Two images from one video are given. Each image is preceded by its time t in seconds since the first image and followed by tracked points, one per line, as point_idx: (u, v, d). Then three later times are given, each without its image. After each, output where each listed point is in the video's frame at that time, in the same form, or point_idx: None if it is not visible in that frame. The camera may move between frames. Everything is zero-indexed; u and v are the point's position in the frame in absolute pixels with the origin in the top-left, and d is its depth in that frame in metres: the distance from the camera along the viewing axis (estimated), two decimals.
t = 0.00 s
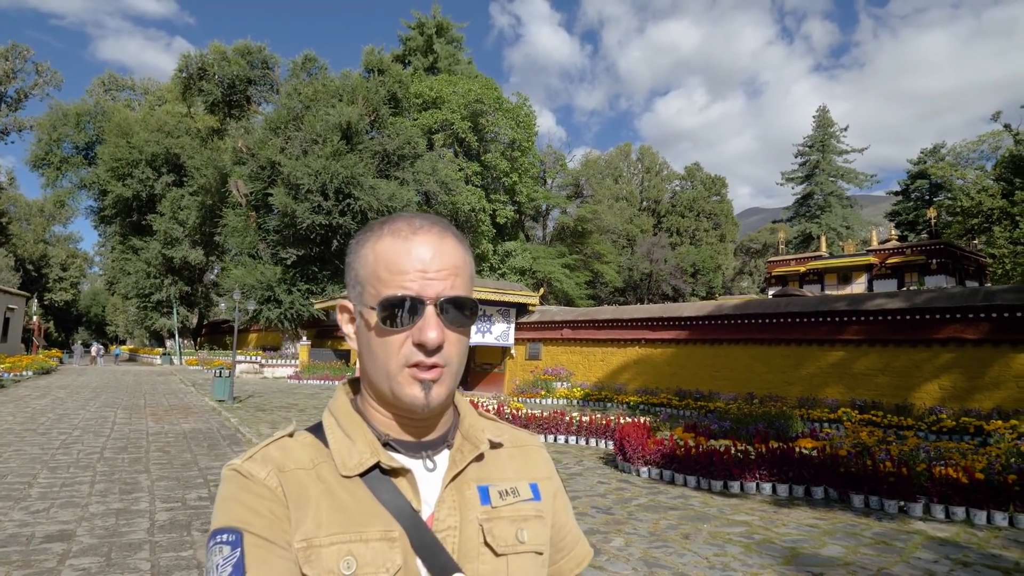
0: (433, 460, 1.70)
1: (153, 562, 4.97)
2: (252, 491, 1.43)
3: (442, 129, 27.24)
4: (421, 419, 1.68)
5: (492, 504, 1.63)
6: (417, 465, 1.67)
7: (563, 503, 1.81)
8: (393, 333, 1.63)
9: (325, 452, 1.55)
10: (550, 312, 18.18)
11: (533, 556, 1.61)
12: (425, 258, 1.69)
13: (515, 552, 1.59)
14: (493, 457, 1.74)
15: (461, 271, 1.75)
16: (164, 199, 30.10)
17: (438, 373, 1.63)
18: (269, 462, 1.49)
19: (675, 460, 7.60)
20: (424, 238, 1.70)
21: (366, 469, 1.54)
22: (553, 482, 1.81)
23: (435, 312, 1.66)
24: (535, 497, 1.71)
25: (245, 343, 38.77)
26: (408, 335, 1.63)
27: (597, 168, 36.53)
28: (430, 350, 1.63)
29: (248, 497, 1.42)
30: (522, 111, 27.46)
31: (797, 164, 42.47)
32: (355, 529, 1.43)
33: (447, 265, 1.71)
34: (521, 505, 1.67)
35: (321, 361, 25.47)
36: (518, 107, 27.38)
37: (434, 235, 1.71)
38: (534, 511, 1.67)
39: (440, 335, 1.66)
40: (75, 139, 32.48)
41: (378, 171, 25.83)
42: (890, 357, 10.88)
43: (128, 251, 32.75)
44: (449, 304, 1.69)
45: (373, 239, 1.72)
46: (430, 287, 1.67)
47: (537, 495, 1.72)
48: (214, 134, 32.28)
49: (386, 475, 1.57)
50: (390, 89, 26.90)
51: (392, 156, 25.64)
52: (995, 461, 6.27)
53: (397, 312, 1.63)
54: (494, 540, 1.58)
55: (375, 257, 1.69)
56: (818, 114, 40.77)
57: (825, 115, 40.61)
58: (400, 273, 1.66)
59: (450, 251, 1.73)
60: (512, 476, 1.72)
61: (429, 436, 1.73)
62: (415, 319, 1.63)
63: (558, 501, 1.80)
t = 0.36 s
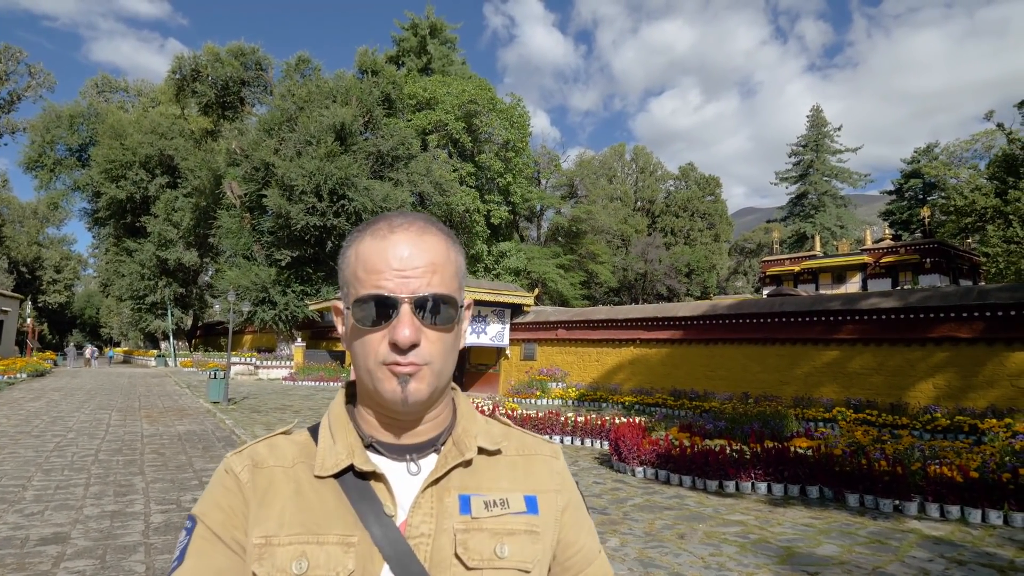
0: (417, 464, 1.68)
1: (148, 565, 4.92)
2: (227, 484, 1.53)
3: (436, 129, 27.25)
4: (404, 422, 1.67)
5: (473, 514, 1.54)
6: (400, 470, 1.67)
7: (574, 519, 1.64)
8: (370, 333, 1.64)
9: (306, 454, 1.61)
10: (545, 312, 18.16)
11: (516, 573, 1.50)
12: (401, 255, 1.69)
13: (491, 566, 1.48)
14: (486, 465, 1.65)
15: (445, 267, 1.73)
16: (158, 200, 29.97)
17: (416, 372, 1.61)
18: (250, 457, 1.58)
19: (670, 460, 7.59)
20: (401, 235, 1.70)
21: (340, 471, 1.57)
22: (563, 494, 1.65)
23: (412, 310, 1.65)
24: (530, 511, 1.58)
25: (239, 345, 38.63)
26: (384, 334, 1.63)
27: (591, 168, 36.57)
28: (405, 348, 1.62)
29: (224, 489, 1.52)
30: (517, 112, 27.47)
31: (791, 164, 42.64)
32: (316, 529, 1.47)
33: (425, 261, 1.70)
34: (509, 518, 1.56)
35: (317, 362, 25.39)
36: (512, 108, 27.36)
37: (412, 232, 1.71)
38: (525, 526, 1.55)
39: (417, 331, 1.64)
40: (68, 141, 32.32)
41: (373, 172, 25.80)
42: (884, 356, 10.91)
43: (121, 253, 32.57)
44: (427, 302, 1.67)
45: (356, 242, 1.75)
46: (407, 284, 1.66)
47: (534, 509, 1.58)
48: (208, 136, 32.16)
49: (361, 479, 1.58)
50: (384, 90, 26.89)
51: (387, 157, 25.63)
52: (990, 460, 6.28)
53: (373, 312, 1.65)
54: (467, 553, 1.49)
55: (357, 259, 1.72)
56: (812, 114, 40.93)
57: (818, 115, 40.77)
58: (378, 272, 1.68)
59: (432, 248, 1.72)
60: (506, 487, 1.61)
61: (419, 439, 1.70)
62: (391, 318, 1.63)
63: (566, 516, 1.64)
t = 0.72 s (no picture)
0: (432, 466, 1.66)
1: (149, 566, 4.92)
2: (245, 485, 1.60)
3: (436, 130, 27.26)
4: (416, 424, 1.66)
5: (484, 520, 1.52)
6: (414, 470, 1.66)
7: (596, 530, 1.58)
8: (384, 335, 1.65)
9: (321, 454, 1.66)
10: (545, 313, 18.15)
11: None
12: (415, 256, 1.69)
13: None
14: (502, 470, 1.62)
15: (460, 268, 1.72)
16: (159, 202, 29.99)
17: (428, 375, 1.60)
18: (268, 460, 1.64)
19: (671, 461, 7.57)
20: (415, 236, 1.69)
21: (352, 473, 1.59)
22: (586, 503, 1.60)
23: (424, 313, 1.65)
24: (547, 520, 1.54)
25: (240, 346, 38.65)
26: (397, 337, 1.63)
27: (592, 168, 36.58)
28: (417, 351, 1.61)
29: (241, 491, 1.59)
30: (517, 113, 27.45)
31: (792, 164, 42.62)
32: (324, 531, 1.51)
33: (440, 261, 1.69)
34: (522, 526, 1.52)
35: (317, 363, 25.38)
36: (512, 108, 27.34)
37: (426, 232, 1.70)
38: (538, 536, 1.51)
39: (429, 333, 1.64)
40: (69, 143, 32.34)
41: (373, 173, 25.81)
42: (885, 356, 10.89)
43: (122, 254, 32.58)
44: (439, 304, 1.66)
45: (373, 243, 1.76)
46: (421, 286, 1.66)
47: (551, 518, 1.54)
48: (208, 138, 32.16)
49: (372, 482, 1.60)
50: (384, 91, 26.89)
51: (387, 158, 25.65)
52: (992, 460, 6.26)
53: (386, 314, 1.66)
54: (474, 561, 1.47)
55: (373, 261, 1.73)
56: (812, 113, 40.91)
57: (819, 114, 40.75)
58: (392, 273, 1.68)
59: (447, 248, 1.71)
60: (522, 494, 1.58)
61: (434, 441, 1.69)
62: (404, 321, 1.64)
63: (587, 525, 1.58)
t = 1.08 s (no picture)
0: (481, 470, 1.67)
1: (148, 569, 4.92)
2: (297, 488, 1.63)
3: (435, 131, 27.27)
4: (465, 424, 1.68)
5: (535, 526, 1.51)
6: (464, 475, 1.67)
7: (653, 538, 1.55)
8: (434, 335, 1.67)
9: (371, 459, 1.67)
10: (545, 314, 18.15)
11: None
12: (465, 255, 1.69)
13: None
14: (553, 475, 1.61)
15: (509, 267, 1.73)
16: (158, 203, 29.99)
17: (478, 377, 1.62)
18: (319, 464, 1.66)
19: (671, 461, 7.58)
20: (465, 235, 1.70)
21: (401, 476, 1.60)
22: (642, 510, 1.57)
23: (472, 313, 1.66)
24: (601, 526, 1.53)
25: (239, 348, 38.66)
26: (447, 337, 1.66)
27: (591, 169, 36.62)
28: (466, 352, 1.63)
29: (293, 494, 1.62)
30: (516, 113, 27.44)
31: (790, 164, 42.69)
32: (374, 535, 1.53)
33: (489, 261, 1.69)
34: (576, 532, 1.52)
35: (317, 364, 25.38)
36: (511, 109, 27.31)
37: (475, 232, 1.70)
38: (592, 542, 1.50)
39: (478, 334, 1.65)
40: (68, 145, 32.32)
41: (372, 174, 25.83)
42: (884, 355, 10.91)
43: (121, 256, 32.56)
44: (488, 304, 1.67)
45: (421, 241, 1.77)
46: (471, 285, 1.67)
47: (605, 524, 1.53)
48: (207, 139, 32.15)
49: (422, 486, 1.60)
50: (383, 92, 26.92)
51: (386, 159, 25.68)
52: (990, 458, 6.27)
53: (435, 314, 1.68)
54: (525, 568, 1.47)
55: (422, 260, 1.74)
56: (810, 113, 40.96)
57: (817, 114, 40.79)
58: (441, 273, 1.69)
59: (497, 249, 1.71)
60: (575, 498, 1.57)
61: (483, 444, 1.69)
62: (454, 321, 1.66)
63: (643, 532, 1.55)
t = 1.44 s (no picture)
0: (551, 474, 1.68)
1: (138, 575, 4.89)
2: (367, 493, 1.66)
3: (430, 133, 27.17)
4: (534, 423, 1.67)
5: (609, 532, 1.50)
6: (534, 479, 1.68)
7: (730, 542, 1.53)
8: (502, 332, 1.67)
9: (438, 462, 1.69)
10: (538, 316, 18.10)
11: None
12: (533, 252, 1.69)
13: None
14: (625, 479, 1.60)
15: (576, 263, 1.72)
16: (150, 206, 29.85)
17: (549, 374, 1.61)
18: (386, 469, 1.69)
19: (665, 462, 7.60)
20: (533, 232, 1.70)
21: (469, 480, 1.61)
22: (717, 514, 1.55)
23: (542, 310, 1.66)
24: (677, 532, 1.51)
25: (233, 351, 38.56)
26: (516, 334, 1.65)
27: (584, 171, 36.71)
28: (536, 349, 1.63)
29: (363, 500, 1.66)
30: (509, 115, 27.52)
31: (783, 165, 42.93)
32: (445, 543, 1.54)
33: (558, 257, 1.69)
34: (651, 538, 1.50)
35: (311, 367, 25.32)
36: (505, 111, 27.40)
37: (543, 227, 1.70)
38: (669, 548, 1.49)
39: (548, 332, 1.64)
40: (58, 147, 32.11)
41: (367, 176, 25.84)
42: (876, 355, 10.98)
43: (112, 259, 32.38)
44: (558, 300, 1.67)
45: (487, 239, 1.77)
46: (540, 281, 1.66)
47: (681, 530, 1.51)
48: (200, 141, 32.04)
49: (491, 491, 1.61)
50: (376, 94, 26.89)
51: (381, 161, 25.58)
52: (980, 457, 6.32)
53: (504, 310, 1.67)
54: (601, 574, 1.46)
55: (488, 257, 1.74)
56: (802, 114, 41.21)
57: (809, 116, 41.04)
58: (509, 270, 1.69)
59: (564, 245, 1.71)
60: (650, 503, 1.55)
61: (552, 447, 1.70)
62: (525, 318, 1.65)
63: (720, 537, 1.53)
